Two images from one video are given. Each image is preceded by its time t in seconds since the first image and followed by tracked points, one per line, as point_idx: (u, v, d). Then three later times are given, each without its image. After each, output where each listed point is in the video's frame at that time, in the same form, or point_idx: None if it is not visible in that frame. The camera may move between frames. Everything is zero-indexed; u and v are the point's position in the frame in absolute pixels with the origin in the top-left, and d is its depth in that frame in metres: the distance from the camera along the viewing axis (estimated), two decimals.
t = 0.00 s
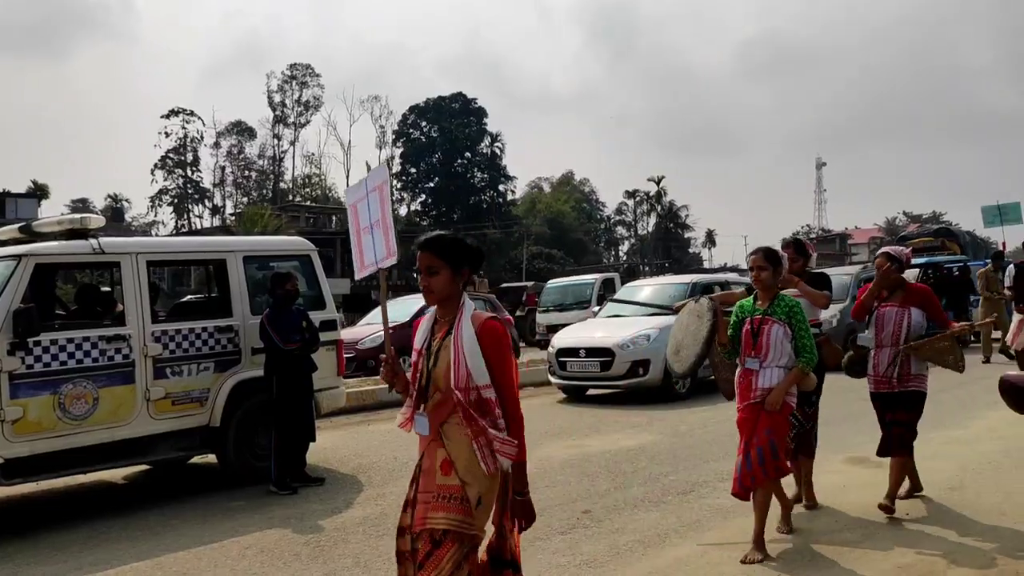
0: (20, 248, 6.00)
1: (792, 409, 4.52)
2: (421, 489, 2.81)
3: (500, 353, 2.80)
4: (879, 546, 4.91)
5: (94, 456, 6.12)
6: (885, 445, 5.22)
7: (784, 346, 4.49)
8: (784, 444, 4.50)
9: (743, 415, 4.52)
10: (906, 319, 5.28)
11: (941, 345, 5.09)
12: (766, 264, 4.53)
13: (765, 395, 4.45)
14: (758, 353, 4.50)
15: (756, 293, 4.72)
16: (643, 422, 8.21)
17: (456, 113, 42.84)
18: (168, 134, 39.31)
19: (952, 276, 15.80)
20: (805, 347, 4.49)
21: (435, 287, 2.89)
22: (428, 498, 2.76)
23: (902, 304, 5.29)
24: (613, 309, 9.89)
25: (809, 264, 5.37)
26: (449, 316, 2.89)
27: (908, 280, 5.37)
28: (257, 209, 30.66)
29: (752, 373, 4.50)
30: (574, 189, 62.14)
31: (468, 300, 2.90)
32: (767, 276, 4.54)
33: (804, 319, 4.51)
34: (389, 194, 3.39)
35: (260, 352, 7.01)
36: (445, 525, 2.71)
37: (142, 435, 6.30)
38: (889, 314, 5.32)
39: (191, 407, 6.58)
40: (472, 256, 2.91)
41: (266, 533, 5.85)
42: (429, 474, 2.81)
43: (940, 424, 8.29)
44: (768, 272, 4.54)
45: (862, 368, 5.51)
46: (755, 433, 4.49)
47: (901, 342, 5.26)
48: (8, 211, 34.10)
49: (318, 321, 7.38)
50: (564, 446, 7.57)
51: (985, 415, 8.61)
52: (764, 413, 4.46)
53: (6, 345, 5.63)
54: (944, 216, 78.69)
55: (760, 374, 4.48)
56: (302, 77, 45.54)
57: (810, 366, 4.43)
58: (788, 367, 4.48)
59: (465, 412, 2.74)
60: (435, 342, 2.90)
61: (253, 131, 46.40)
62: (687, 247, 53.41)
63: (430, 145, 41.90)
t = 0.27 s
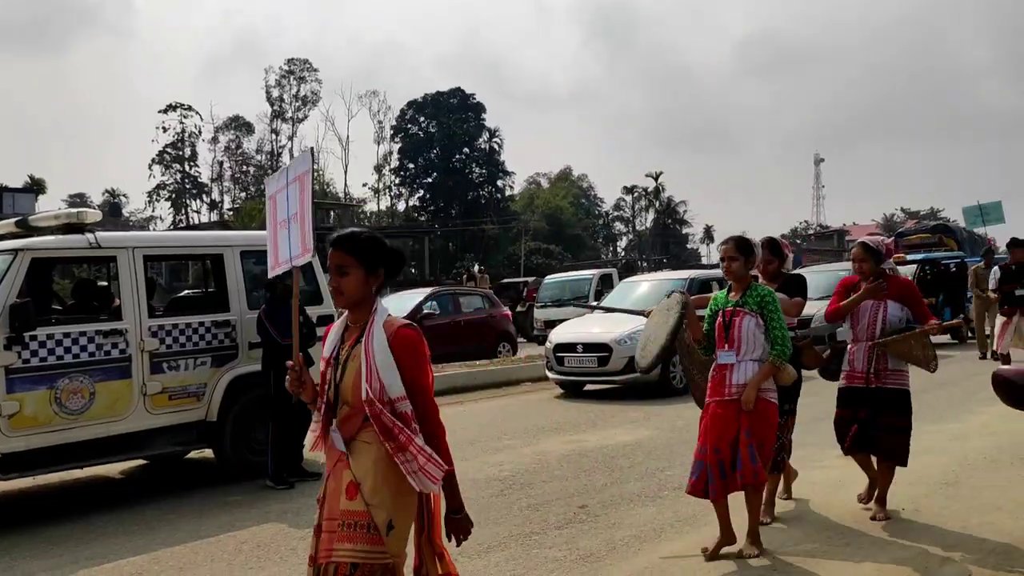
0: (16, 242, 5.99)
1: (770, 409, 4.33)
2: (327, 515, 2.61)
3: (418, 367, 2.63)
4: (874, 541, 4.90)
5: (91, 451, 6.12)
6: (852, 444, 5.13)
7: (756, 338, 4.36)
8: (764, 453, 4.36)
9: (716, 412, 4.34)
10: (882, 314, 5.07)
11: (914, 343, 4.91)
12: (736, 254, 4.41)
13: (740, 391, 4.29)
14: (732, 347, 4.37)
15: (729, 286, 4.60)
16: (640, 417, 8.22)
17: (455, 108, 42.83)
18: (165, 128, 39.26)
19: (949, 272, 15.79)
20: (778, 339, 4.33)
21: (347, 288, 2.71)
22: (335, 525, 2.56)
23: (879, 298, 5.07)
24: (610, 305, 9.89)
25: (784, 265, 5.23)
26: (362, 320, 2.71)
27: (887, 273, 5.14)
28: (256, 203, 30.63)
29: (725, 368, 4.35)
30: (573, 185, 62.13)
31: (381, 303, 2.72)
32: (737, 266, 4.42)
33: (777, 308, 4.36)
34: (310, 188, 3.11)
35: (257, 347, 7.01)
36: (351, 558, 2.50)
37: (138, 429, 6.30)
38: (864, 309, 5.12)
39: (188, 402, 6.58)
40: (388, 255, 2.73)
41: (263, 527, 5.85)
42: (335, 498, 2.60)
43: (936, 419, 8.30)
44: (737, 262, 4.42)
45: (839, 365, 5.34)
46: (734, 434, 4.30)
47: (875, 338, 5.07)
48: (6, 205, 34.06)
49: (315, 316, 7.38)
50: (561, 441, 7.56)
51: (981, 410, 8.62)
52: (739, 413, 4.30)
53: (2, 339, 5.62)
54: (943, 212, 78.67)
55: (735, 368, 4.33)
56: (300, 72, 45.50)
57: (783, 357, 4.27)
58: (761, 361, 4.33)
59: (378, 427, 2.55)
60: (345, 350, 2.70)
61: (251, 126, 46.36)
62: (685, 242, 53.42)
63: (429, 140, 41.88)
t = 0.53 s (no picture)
0: (20, 233, 6.01)
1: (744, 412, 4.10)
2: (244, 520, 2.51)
3: (318, 358, 2.39)
4: (875, 534, 4.91)
5: (95, 441, 6.13)
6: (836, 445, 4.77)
7: (730, 341, 4.07)
8: (744, 455, 4.14)
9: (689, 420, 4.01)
10: (865, 314, 4.78)
11: (896, 350, 4.63)
12: (710, 251, 4.10)
13: (715, 397, 3.99)
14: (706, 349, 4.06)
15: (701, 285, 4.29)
16: (642, 410, 8.22)
17: (457, 101, 42.81)
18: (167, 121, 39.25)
19: (951, 266, 15.79)
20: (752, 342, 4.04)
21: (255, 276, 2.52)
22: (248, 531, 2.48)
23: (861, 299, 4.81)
24: (612, 298, 9.89)
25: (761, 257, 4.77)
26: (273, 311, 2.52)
27: (868, 271, 4.87)
28: (258, 196, 30.66)
29: (699, 371, 4.04)
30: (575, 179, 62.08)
31: (291, 292, 2.52)
32: (711, 263, 4.10)
33: (752, 309, 4.07)
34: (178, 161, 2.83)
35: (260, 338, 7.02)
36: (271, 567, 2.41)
37: (141, 420, 6.32)
38: (847, 307, 4.82)
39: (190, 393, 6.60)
40: (297, 240, 2.52)
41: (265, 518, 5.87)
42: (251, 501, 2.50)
43: (938, 413, 8.30)
44: (711, 259, 4.10)
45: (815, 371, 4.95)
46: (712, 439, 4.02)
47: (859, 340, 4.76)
48: (8, 196, 34.09)
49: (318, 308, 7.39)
50: (562, 434, 7.57)
51: (982, 404, 8.61)
52: (714, 419, 4.01)
53: (6, 329, 5.64)
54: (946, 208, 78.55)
55: (708, 371, 4.02)
56: (303, 64, 45.46)
57: (758, 363, 3.98)
58: (735, 365, 4.04)
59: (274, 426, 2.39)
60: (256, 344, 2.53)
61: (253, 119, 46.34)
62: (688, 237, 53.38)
63: (431, 134, 41.87)
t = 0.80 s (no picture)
0: (26, 223, 6.02)
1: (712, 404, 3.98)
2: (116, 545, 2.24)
3: (191, 358, 2.12)
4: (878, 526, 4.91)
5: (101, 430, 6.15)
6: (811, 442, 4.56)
7: (706, 334, 3.99)
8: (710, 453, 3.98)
9: (655, 413, 3.97)
10: (844, 302, 4.52)
11: (881, 337, 4.34)
12: (683, 238, 4.00)
13: (683, 389, 3.92)
14: (678, 340, 3.99)
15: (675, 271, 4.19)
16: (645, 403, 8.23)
17: (462, 95, 42.79)
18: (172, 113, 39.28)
19: (958, 259, 15.74)
20: (728, 335, 3.99)
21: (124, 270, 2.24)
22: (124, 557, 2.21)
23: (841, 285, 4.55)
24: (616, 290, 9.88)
25: (726, 251, 4.77)
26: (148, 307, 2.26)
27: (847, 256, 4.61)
28: (264, 187, 30.69)
29: (669, 363, 3.96)
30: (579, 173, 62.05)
31: (172, 288, 2.25)
32: (686, 251, 4.00)
33: (729, 301, 4.01)
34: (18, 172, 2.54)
35: (264, 329, 7.04)
36: None
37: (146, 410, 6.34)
38: (824, 295, 4.57)
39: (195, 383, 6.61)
40: (176, 228, 2.26)
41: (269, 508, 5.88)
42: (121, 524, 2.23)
43: (942, 406, 8.30)
44: (684, 247, 4.00)
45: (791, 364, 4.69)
46: (671, 436, 3.95)
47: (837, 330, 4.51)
48: (14, 187, 34.16)
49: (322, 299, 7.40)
50: (566, 426, 7.58)
51: (988, 397, 8.59)
52: (680, 412, 3.93)
53: (12, 319, 5.66)
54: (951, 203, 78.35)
55: (679, 364, 3.95)
56: (308, 57, 45.45)
57: (731, 356, 3.93)
58: (707, 357, 3.97)
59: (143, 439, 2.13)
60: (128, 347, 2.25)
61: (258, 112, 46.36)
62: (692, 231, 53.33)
63: (435, 126, 41.88)
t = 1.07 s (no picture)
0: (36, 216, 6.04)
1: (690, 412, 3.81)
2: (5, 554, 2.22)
3: (71, 365, 2.03)
4: (885, 522, 4.91)
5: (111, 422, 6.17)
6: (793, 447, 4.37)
7: (685, 340, 3.83)
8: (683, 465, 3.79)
9: (629, 422, 3.78)
10: (828, 308, 4.31)
11: (866, 347, 4.13)
12: (664, 239, 3.83)
13: (661, 398, 3.75)
14: (657, 347, 3.82)
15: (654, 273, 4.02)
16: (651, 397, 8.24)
17: (467, 90, 42.83)
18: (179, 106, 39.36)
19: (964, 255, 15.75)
20: (709, 341, 3.82)
21: None
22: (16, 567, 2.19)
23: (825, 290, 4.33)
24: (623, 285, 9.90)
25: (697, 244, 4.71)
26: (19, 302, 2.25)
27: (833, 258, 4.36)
28: (271, 180, 30.76)
29: (649, 371, 3.78)
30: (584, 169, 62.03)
31: (39, 283, 2.25)
32: (665, 254, 3.81)
33: (709, 304, 3.84)
34: None
35: (271, 323, 7.04)
36: None
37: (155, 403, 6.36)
38: (807, 301, 4.36)
39: (202, 376, 6.63)
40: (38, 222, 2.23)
41: (275, 501, 5.90)
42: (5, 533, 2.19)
43: (949, 402, 8.29)
44: (664, 249, 3.82)
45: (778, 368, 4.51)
46: (644, 445, 3.75)
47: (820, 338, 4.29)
48: (22, 179, 34.27)
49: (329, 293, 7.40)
50: (573, 420, 7.59)
51: (994, 393, 8.59)
52: (656, 421, 3.75)
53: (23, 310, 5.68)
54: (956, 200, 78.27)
55: (657, 373, 3.77)
56: (314, 52, 45.51)
57: (713, 363, 3.78)
58: (686, 365, 3.81)
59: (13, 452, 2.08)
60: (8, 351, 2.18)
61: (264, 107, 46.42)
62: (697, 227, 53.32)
63: (441, 121, 41.94)
